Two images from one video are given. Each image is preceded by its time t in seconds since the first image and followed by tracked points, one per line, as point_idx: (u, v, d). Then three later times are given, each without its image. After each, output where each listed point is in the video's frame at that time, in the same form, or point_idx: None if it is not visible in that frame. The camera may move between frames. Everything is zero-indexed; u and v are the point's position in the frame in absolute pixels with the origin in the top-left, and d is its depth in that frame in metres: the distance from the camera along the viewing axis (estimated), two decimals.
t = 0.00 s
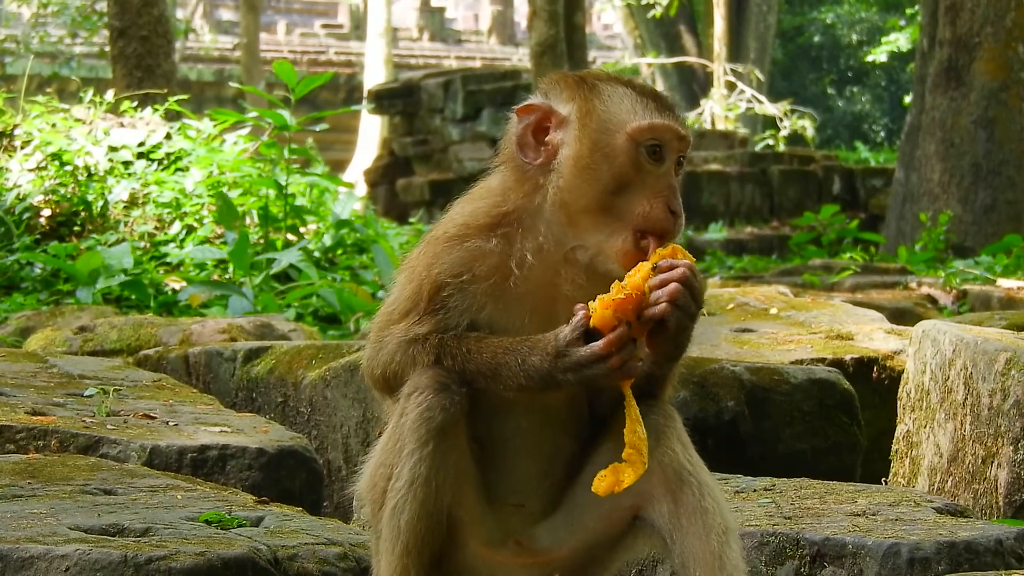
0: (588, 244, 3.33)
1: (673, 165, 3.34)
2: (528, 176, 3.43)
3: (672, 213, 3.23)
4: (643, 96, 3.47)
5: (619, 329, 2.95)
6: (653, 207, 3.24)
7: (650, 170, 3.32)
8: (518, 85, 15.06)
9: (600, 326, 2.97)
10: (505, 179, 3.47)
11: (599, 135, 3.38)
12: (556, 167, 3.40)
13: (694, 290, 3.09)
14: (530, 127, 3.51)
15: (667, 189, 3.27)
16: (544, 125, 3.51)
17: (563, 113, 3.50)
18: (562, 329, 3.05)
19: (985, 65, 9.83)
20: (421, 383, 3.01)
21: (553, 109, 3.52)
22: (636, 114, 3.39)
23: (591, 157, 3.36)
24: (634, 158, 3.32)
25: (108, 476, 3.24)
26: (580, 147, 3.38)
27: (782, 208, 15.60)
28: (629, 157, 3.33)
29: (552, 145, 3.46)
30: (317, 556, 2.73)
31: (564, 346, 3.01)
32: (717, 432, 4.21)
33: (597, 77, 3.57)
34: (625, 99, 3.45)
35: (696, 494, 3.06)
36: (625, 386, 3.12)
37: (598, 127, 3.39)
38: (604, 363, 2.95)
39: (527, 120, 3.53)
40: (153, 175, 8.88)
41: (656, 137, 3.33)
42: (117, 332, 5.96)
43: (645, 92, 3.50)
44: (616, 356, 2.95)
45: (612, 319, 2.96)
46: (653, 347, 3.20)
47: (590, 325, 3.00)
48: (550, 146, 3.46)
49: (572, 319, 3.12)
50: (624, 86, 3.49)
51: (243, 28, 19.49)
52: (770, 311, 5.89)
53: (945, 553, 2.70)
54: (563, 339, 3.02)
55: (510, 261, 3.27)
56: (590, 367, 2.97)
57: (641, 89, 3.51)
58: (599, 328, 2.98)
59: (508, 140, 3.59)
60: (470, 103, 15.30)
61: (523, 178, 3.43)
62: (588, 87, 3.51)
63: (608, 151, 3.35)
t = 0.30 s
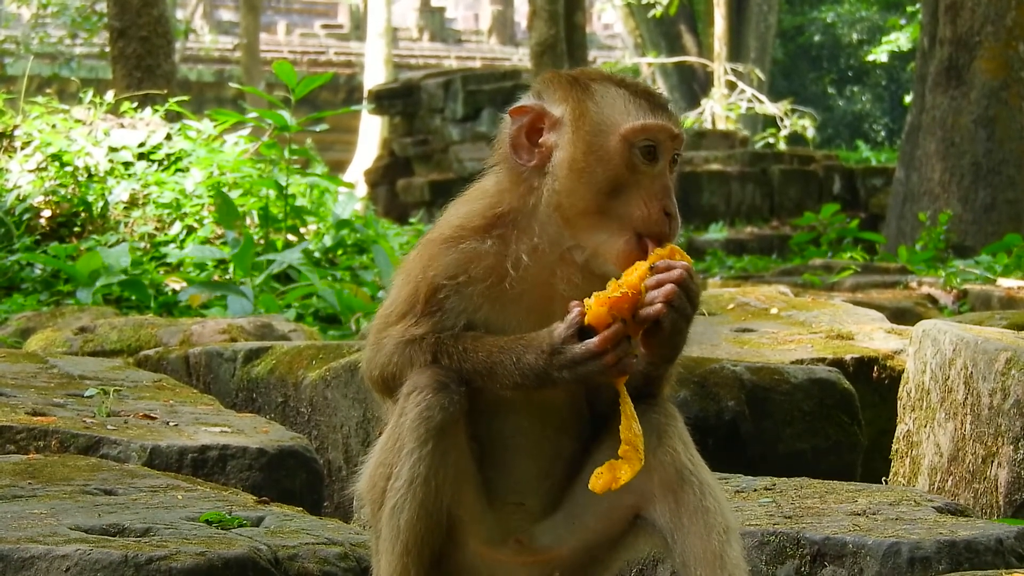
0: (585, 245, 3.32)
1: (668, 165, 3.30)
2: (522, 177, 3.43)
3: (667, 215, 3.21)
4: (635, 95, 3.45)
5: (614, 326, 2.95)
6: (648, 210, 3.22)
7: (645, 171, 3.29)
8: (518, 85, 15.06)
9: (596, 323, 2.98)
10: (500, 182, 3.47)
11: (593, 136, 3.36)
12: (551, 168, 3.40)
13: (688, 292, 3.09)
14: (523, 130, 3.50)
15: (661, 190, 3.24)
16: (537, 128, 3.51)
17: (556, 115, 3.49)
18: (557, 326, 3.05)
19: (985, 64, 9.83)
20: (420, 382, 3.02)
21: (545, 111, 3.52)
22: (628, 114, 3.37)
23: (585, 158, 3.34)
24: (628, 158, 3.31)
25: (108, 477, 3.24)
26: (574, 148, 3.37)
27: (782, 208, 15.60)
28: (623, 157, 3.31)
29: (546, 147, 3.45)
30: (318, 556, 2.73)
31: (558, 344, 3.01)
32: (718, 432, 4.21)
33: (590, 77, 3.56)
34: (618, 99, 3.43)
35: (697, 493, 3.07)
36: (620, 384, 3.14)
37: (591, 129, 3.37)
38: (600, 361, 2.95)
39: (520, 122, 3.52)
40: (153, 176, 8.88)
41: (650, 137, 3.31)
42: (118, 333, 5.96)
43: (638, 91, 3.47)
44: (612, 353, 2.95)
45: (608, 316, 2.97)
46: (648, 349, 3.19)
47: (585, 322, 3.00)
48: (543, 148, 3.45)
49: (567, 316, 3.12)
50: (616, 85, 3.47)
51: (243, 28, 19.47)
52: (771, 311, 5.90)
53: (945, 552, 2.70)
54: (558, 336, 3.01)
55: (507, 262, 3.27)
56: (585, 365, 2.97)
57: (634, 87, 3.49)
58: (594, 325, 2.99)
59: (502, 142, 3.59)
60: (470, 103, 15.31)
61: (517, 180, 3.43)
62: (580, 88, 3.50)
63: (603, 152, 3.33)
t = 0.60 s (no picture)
0: (588, 243, 3.33)
1: (669, 163, 3.31)
2: (523, 180, 3.41)
3: (670, 213, 3.22)
4: (635, 94, 3.44)
5: (614, 325, 2.95)
6: (651, 209, 3.23)
7: (647, 170, 3.29)
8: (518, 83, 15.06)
9: (595, 322, 2.98)
10: (497, 182, 3.46)
11: (594, 138, 3.35)
12: (553, 170, 3.39)
13: (688, 292, 3.08)
14: (522, 132, 3.48)
15: (663, 188, 3.25)
16: (537, 129, 3.49)
17: (556, 117, 3.48)
18: (556, 327, 3.05)
19: (985, 61, 9.83)
20: (420, 380, 3.02)
21: (545, 112, 3.50)
22: (628, 113, 3.37)
23: (587, 160, 3.33)
24: (629, 157, 3.31)
25: (109, 475, 3.24)
26: (575, 149, 3.36)
27: (782, 206, 15.60)
28: (624, 156, 3.31)
29: (547, 148, 3.43)
30: (318, 554, 2.73)
31: (559, 344, 3.00)
32: (718, 430, 4.22)
33: (589, 77, 3.55)
34: (618, 99, 3.42)
35: (697, 492, 3.07)
36: (621, 382, 3.13)
37: (592, 130, 3.37)
38: (600, 360, 2.95)
39: (520, 123, 3.51)
40: (153, 173, 8.87)
41: (651, 136, 3.32)
42: (118, 331, 5.96)
43: (638, 91, 3.47)
44: (612, 351, 2.94)
45: (607, 316, 2.97)
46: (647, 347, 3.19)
47: (585, 322, 3.01)
48: (545, 150, 3.43)
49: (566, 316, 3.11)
50: (616, 85, 3.47)
51: (242, 26, 19.45)
52: (771, 309, 5.89)
53: (944, 551, 2.71)
54: (558, 336, 3.01)
55: (507, 262, 3.27)
56: (585, 365, 2.96)
57: (633, 87, 3.48)
58: (593, 324, 2.99)
59: (501, 144, 3.57)
60: (470, 101, 15.32)
61: (518, 181, 3.42)
62: (580, 88, 3.49)
63: (604, 153, 3.33)
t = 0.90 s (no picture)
0: (594, 245, 3.35)
1: (671, 161, 3.34)
2: (525, 184, 3.41)
3: (675, 212, 3.25)
4: (633, 94, 3.46)
5: (618, 333, 2.95)
6: (654, 208, 3.25)
7: (649, 169, 3.31)
8: (520, 87, 15.08)
9: (599, 330, 2.99)
10: (500, 184, 3.46)
11: (594, 138, 3.36)
12: (554, 172, 3.39)
13: (695, 304, 3.07)
14: (524, 136, 3.48)
15: (667, 187, 3.28)
16: (538, 133, 3.49)
17: (556, 120, 3.48)
18: (559, 332, 3.05)
19: (987, 65, 9.82)
20: (421, 383, 3.02)
21: (546, 116, 3.51)
22: (627, 114, 3.39)
23: (589, 160, 3.35)
24: (631, 158, 3.33)
25: (111, 479, 3.24)
26: (576, 150, 3.37)
27: (784, 210, 15.59)
28: (626, 157, 3.33)
29: (549, 151, 3.44)
30: (319, 558, 2.72)
31: (563, 350, 3.00)
32: (720, 432, 4.21)
33: (588, 79, 3.56)
34: (618, 100, 3.44)
35: (698, 494, 3.06)
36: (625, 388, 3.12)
37: (592, 131, 3.38)
38: (604, 367, 2.95)
39: (521, 127, 3.50)
40: (155, 179, 8.90)
41: (652, 135, 3.34)
42: (120, 336, 5.96)
43: (637, 91, 3.49)
44: (617, 360, 2.94)
45: (611, 324, 2.97)
46: (651, 352, 3.19)
47: (589, 329, 3.01)
48: (546, 153, 3.44)
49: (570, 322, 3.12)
50: (614, 86, 3.48)
51: (244, 31, 19.47)
52: (772, 312, 5.89)
53: (947, 553, 2.70)
54: (562, 343, 3.01)
55: (509, 264, 3.27)
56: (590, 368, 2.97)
57: (631, 88, 3.50)
58: (598, 331, 2.99)
59: (502, 147, 3.57)
60: (471, 106, 15.33)
61: (519, 184, 3.41)
62: (580, 91, 3.49)
63: (605, 154, 3.34)
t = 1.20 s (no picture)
0: (600, 251, 3.34)
1: (680, 171, 3.34)
2: (534, 189, 3.41)
3: (682, 223, 3.24)
4: (646, 103, 3.46)
5: (628, 338, 2.96)
6: (664, 218, 3.25)
7: (659, 178, 3.31)
8: (525, 90, 15.10)
9: (608, 336, 3.00)
10: (509, 188, 3.46)
11: (605, 146, 3.36)
12: (564, 178, 3.39)
13: (702, 305, 3.09)
14: (535, 141, 3.48)
15: (678, 198, 3.28)
16: (548, 137, 3.49)
17: (568, 126, 3.48)
18: (568, 337, 3.05)
19: (993, 65, 9.80)
20: (429, 386, 3.03)
21: (557, 121, 3.50)
22: (640, 123, 3.39)
23: (599, 168, 3.34)
24: (642, 167, 3.32)
25: (118, 484, 3.25)
26: (587, 157, 3.37)
27: (790, 211, 15.57)
28: (636, 166, 3.33)
29: (559, 156, 3.44)
30: (328, 561, 2.73)
31: (573, 354, 3.00)
32: (727, 434, 4.21)
33: (600, 86, 3.56)
34: (630, 108, 3.44)
35: (707, 495, 3.07)
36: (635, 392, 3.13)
37: (604, 139, 3.37)
38: (614, 372, 2.95)
39: (531, 131, 3.50)
40: (161, 184, 8.92)
41: (663, 144, 3.34)
42: (127, 340, 5.98)
43: (648, 99, 3.49)
44: (627, 364, 2.95)
45: (620, 328, 2.99)
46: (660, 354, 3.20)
47: (598, 335, 3.02)
48: (556, 159, 3.44)
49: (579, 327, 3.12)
50: (626, 94, 3.48)
51: (250, 35, 19.50)
52: (779, 313, 5.89)
53: (956, 552, 2.69)
54: (570, 348, 3.01)
55: (518, 267, 3.28)
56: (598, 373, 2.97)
57: (644, 97, 3.49)
58: (607, 337, 3.00)
59: (512, 152, 3.57)
60: (477, 109, 15.35)
61: (529, 188, 3.42)
62: (592, 98, 3.49)
63: (616, 162, 3.34)
